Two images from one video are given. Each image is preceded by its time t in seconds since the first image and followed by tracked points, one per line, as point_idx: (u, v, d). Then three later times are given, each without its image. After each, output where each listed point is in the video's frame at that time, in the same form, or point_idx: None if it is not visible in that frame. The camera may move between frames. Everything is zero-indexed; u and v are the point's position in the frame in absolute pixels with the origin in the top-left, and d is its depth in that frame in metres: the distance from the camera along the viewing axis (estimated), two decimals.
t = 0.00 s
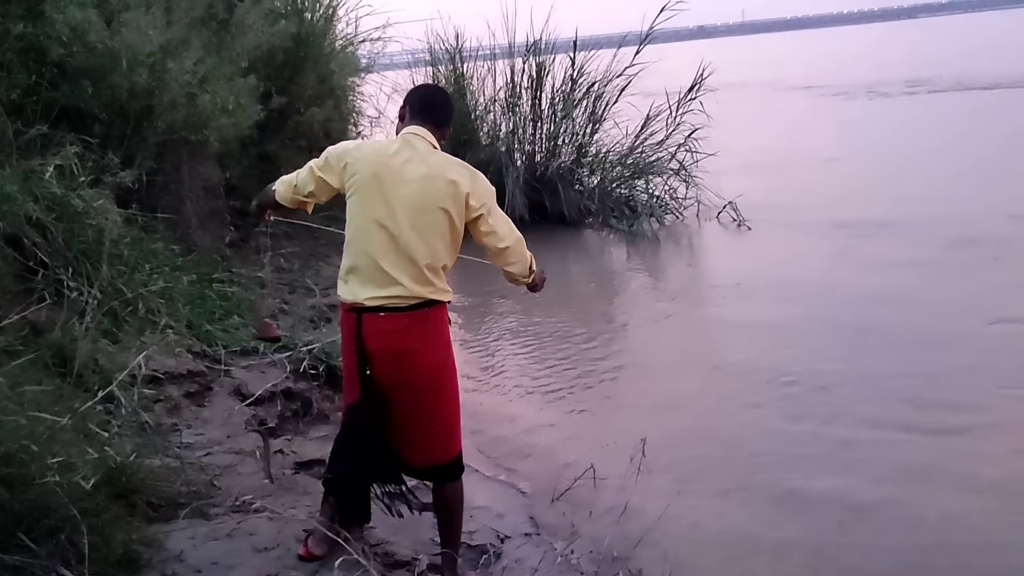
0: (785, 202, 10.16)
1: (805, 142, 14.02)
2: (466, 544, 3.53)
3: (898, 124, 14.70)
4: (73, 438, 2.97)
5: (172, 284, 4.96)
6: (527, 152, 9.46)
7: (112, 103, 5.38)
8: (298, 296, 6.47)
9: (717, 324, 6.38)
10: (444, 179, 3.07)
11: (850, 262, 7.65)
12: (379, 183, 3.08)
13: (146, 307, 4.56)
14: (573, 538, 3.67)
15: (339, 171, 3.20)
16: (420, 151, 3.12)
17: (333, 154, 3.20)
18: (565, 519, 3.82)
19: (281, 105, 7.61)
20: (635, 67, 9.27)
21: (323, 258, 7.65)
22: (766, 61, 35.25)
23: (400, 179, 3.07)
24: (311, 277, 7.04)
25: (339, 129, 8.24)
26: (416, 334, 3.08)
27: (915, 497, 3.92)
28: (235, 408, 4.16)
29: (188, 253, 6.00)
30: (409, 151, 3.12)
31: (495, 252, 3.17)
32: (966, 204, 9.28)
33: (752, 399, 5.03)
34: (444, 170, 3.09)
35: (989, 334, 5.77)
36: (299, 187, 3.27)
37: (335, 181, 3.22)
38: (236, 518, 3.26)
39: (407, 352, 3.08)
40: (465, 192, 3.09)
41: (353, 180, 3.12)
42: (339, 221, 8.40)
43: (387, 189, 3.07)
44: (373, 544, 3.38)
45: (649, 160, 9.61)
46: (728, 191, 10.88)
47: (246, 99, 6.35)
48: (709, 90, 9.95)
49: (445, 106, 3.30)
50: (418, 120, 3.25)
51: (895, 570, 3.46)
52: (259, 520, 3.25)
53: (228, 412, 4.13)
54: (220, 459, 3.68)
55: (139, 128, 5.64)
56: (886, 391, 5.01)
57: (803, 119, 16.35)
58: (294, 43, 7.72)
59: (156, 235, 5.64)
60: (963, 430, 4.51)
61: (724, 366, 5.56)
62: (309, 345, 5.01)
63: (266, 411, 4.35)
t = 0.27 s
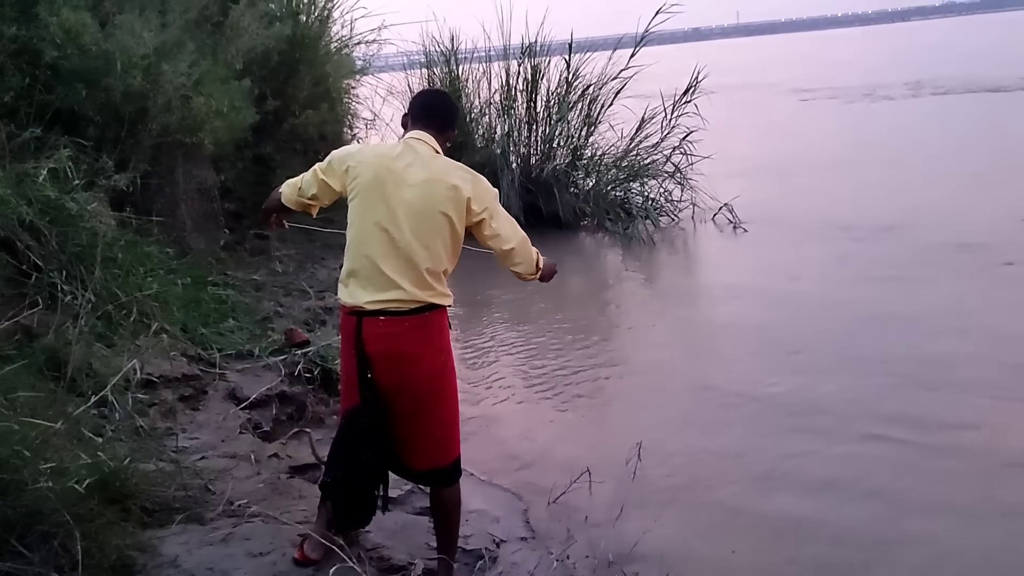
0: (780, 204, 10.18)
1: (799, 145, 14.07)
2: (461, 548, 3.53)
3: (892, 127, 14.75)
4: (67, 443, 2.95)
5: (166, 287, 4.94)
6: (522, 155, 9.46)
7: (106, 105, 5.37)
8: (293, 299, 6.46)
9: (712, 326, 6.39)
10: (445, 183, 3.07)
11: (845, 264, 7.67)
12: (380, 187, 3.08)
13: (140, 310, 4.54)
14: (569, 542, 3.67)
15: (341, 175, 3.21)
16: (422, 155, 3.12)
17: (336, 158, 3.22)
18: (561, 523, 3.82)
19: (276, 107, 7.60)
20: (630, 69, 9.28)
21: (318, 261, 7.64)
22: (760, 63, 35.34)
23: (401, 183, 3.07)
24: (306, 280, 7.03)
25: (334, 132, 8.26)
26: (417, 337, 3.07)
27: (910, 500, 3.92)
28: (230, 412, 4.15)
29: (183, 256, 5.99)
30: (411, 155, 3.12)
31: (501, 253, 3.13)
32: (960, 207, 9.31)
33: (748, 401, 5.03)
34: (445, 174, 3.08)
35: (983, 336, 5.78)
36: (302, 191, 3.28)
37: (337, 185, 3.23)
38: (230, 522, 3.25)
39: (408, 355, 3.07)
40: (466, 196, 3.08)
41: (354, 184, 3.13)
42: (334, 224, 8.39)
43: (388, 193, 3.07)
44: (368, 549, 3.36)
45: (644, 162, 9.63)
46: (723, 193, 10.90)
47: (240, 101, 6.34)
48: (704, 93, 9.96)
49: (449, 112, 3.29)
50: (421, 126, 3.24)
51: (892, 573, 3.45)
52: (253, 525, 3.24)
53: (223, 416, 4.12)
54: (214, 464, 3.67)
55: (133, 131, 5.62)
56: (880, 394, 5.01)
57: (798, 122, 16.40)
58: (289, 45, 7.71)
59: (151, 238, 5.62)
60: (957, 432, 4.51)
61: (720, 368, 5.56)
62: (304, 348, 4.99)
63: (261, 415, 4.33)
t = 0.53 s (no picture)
0: (774, 207, 10.20)
1: (794, 148, 14.10)
2: (456, 548, 3.53)
3: (887, 131, 14.79)
4: (62, 442, 2.95)
5: (161, 286, 4.93)
6: (518, 157, 9.46)
7: (102, 104, 5.35)
8: (288, 299, 6.45)
9: (707, 328, 6.40)
10: (439, 179, 3.07)
11: (840, 267, 7.68)
12: (374, 186, 3.08)
13: (135, 310, 4.53)
14: (563, 542, 3.68)
15: (336, 175, 3.23)
16: (415, 153, 3.13)
17: (331, 159, 3.24)
18: (557, 523, 3.82)
19: (272, 108, 7.60)
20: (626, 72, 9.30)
21: (313, 261, 7.64)
22: (755, 67, 35.41)
23: (395, 181, 3.07)
24: (301, 280, 7.03)
25: (330, 132, 8.28)
26: (412, 337, 3.06)
27: (905, 500, 3.93)
28: (225, 412, 4.15)
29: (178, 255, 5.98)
30: (404, 153, 3.13)
31: (502, 244, 3.12)
32: (954, 210, 9.34)
33: (743, 402, 5.04)
34: (439, 171, 3.09)
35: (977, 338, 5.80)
36: (298, 188, 3.35)
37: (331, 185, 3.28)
38: (225, 521, 3.24)
39: (403, 355, 3.07)
40: (460, 192, 3.08)
41: (350, 183, 3.14)
42: (329, 224, 8.39)
43: (382, 191, 3.07)
44: (363, 549, 3.36)
45: (639, 164, 9.64)
46: (718, 196, 10.92)
47: (236, 103, 6.30)
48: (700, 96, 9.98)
49: (444, 114, 3.30)
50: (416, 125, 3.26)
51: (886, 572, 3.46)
52: (248, 524, 3.23)
53: (218, 415, 4.12)
54: (209, 463, 3.67)
55: (129, 130, 5.61)
56: (874, 395, 5.03)
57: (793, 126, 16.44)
58: (285, 45, 7.70)
59: (146, 238, 5.61)
60: (952, 434, 4.53)
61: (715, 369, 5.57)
62: (299, 349, 4.99)
63: (256, 414, 4.33)
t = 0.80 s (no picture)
0: (769, 212, 10.22)
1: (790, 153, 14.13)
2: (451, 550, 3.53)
3: (883, 137, 14.82)
4: (58, 441, 2.95)
5: (157, 286, 4.93)
6: (514, 160, 9.47)
7: (98, 104, 5.35)
8: (283, 299, 6.45)
9: (702, 332, 6.41)
10: (441, 180, 3.09)
11: (835, 272, 7.70)
12: (376, 187, 3.09)
13: (130, 309, 4.53)
14: (558, 544, 3.68)
15: (337, 177, 3.23)
16: (416, 154, 3.14)
17: (331, 161, 3.23)
18: (551, 526, 3.82)
19: (269, 108, 7.60)
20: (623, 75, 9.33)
21: (309, 262, 7.64)
22: (751, 72, 35.51)
23: (397, 182, 3.08)
24: (297, 281, 7.03)
25: (326, 133, 8.30)
26: (415, 336, 3.07)
27: (898, 506, 3.95)
28: (220, 412, 4.15)
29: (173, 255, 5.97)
30: (405, 154, 3.14)
31: (501, 244, 3.16)
32: (949, 216, 9.36)
33: (737, 406, 5.05)
34: (440, 171, 3.10)
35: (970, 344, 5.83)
36: (300, 194, 3.35)
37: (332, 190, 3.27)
38: (220, 522, 3.24)
39: (405, 354, 3.07)
40: (461, 193, 3.10)
41: (351, 185, 3.14)
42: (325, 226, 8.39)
43: (384, 192, 3.08)
44: (357, 550, 3.35)
45: (635, 168, 9.65)
46: (713, 200, 10.94)
47: (233, 102, 6.34)
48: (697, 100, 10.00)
49: (440, 114, 3.30)
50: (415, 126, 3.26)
51: None
52: (243, 524, 3.23)
53: (213, 416, 4.11)
54: (204, 463, 3.67)
55: (125, 130, 5.60)
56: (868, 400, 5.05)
57: (788, 131, 16.48)
58: (282, 46, 7.70)
59: (141, 237, 5.60)
60: (945, 439, 4.54)
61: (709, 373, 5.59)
62: (295, 349, 4.99)
63: (251, 415, 4.32)
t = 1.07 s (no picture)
0: (764, 219, 10.25)
1: (785, 161, 14.18)
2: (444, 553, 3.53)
3: (878, 146, 14.87)
4: (52, 440, 2.95)
5: (152, 287, 4.92)
6: (509, 164, 9.48)
7: (95, 104, 5.35)
8: (278, 301, 6.45)
9: (696, 338, 6.42)
10: (441, 182, 3.09)
11: (829, 279, 7.72)
12: (378, 190, 3.09)
13: (125, 309, 4.52)
14: (552, 548, 3.68)
15: (338, 183, 3.21)
16: (416, 157, 3.14)
17: (331, 166, 3.22)
18: (545, 530, 3.82)
19: (265, 110, 7.60)
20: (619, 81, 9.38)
21: (304, 264, 7.63)
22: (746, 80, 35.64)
23: (398, 185, 3.08)
24: (291, 283, 7.02)
25: (322, 136, 8.32)
26: (421, 337, 3.09)
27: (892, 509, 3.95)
28: (214, 413, 4.14)
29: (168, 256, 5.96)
30: (405, 157, 3.14)
31: (498, 248, 3.18)
32: (942, 225, 9.40)
33: (731, 412, 5.06)
34: (441, 174, 3.11)
35: (963, 350, 5.84)
36: (301, 207, 3.34)
37: (334, 199, 3.26)
38: (214, 523, 3.24)
39: (411, 355, 3.09)
40: (461, 195, 3.11)
41: (352, 188, 3.13)
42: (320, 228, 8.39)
43: (386, 195, 3.08)
44: (352, 553, 3.36)
45: (630, 174, 9.67)
46: (708, 207, 10.97)
47: (229, 103, 6.35)
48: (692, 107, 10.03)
49: (437, 118, 3.28)
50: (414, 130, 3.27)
51: None
52: (237, 525, 3.23)
53: (207, 417, 4.11)
54: (198, 465, 3.67)
55: (122, 130, 5.60)
56: (861, 405, 5.06)
57: (783, 139, 16.54)
58: (279, 48, 7.70)
59: (137, 237, 5.60)
60: (937, 445, 4.55)
61: (703, 379, 5.59)
62: (289, 351, 4.98)
63: (245, 416, 4.32)
